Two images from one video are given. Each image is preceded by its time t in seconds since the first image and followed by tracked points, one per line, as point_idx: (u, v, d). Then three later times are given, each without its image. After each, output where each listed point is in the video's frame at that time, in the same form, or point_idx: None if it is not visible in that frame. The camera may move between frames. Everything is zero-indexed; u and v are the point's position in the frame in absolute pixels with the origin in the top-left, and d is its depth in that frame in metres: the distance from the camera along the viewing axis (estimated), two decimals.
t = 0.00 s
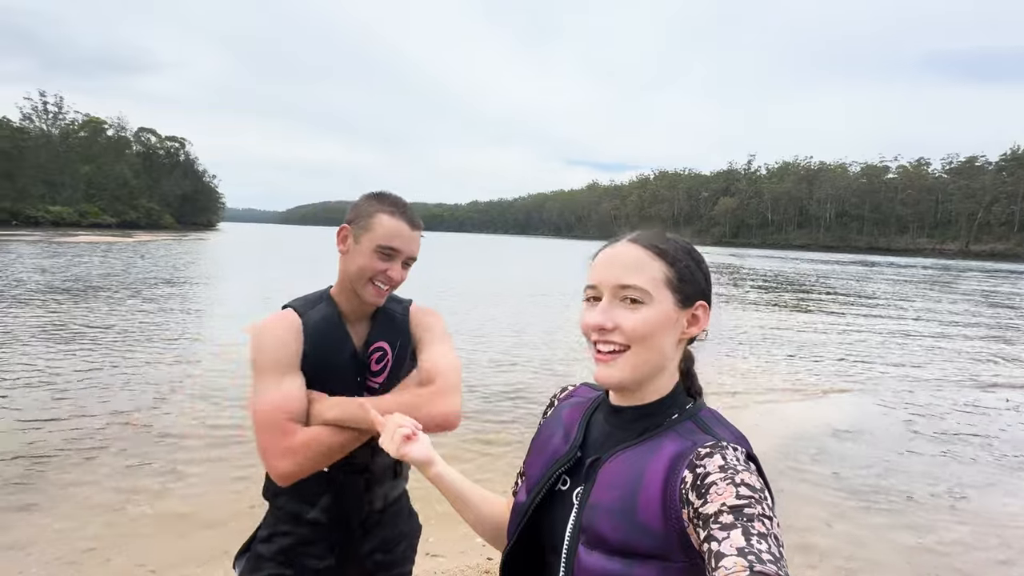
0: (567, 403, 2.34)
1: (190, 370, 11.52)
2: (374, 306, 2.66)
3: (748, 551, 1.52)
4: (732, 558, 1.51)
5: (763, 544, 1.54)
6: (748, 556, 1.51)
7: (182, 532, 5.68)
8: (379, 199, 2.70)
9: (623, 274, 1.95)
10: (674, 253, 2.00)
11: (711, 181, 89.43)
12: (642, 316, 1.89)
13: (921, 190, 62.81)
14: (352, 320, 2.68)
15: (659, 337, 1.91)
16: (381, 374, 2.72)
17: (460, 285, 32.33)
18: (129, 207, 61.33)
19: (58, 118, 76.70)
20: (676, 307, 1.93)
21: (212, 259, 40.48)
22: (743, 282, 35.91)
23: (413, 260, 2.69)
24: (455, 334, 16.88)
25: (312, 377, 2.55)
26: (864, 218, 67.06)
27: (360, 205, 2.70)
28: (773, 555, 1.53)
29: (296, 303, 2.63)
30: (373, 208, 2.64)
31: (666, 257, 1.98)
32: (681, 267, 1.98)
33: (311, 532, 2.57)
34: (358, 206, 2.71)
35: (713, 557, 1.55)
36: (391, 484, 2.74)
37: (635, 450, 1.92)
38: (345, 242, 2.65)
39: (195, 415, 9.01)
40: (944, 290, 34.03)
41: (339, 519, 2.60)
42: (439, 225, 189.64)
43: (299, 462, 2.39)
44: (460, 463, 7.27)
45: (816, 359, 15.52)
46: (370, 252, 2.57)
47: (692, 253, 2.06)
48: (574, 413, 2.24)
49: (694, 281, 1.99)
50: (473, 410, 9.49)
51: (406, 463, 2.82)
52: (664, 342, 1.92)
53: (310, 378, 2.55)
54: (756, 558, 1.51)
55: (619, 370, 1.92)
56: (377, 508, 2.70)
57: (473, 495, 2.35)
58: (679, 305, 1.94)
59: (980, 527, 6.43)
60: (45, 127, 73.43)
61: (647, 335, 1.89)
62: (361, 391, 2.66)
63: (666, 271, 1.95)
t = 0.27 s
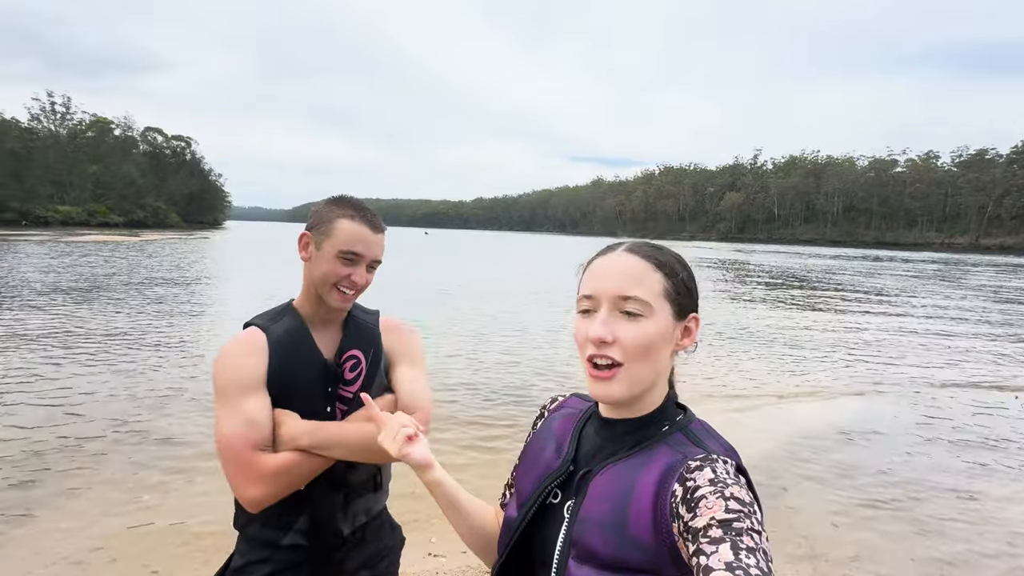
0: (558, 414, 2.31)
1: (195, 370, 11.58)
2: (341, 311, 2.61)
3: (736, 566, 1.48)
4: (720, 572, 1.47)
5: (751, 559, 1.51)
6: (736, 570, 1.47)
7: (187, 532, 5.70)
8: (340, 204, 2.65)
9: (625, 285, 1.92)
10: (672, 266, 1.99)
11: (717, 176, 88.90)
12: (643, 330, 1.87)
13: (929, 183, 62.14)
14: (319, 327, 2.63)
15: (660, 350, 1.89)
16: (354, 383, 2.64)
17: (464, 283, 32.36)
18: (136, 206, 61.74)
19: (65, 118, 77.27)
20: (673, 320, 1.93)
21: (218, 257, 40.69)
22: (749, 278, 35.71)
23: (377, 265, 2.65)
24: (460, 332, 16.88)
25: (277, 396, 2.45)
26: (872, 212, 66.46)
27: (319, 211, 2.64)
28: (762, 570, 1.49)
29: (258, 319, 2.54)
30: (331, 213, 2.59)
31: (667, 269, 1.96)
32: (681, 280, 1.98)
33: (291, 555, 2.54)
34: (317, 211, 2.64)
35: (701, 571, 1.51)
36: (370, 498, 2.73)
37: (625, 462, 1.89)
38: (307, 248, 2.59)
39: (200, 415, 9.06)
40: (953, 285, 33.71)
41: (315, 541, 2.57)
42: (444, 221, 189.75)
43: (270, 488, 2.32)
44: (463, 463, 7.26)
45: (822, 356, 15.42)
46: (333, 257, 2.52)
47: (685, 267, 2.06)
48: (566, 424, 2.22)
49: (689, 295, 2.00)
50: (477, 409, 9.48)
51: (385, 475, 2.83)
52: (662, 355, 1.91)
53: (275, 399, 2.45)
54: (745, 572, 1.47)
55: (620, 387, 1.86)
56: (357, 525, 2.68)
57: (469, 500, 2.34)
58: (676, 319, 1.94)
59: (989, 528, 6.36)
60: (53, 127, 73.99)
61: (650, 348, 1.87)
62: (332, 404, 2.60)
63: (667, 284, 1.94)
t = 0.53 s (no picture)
0: (547, 416, 2.31)
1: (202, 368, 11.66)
2: (294, 315, 2.61)
3: (720, 568, 1.47)
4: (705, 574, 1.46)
5: (736, 561, 1.50)
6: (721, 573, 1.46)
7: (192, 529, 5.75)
8: (283, 202, 2.63)
9: (594, 289, 1.94)
10: (649, 269, 1.98)
11: (723, 172, 88.35)
12: (606, 335, 1.89)
13: (939, 177, 61.48)
14: (271, 333, 2.61)
15: (629, 354, 1.90)
16: (302, 391, 2.61)
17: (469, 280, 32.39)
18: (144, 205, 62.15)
19: (73, 118, 77.87)
20: (645, 324, 1.92)
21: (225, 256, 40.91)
22: (755, 274, 35.57)
23: (328, 263, 2.62)
24: (464, 330, 16.94)
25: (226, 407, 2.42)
26: (880, 207, 65.87)
27: (263, 210, 2.62)
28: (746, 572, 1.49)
29: (207, 328, 2.52)
30: (276, 213, 2.57)
31: (642, 274, 1.95)
32: (657, 283, 1.96)
33: None
34: (262, 210, 2.62)
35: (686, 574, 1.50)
36: (335, 510, 2.74)
37: (612, 465, 1.88)
38: (251, 250, 2.57)
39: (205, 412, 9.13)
40: (963, 280, 33.40)
41: (271, 560, 2.55)
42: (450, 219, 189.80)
43: (214, 508, 2.27)
44: (464, 461, 7.28)
45: (827, 353, 15.32)
46: (279, 258, 2.50)
47: (670, 270, 2.05)
48: (555, 426, 2.22)
49: (669, 299, 1.99)
50: (480, 406, 9.52)
51: (349, 486, 2.82)
52: (633, 359, 1.91)
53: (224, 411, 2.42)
54: None
55: (586, 388, 1.91)
56: (320, 541, 2.67)
57: (465, 499, 2.34)
58: (650, 323, 1.93)
59: (997, 527, 6.30)
60: (61, 127, 74.59)
61: (617, 353, 1.89)
62: (284, 412, 2.57)
63: (637, 286, 1.93)
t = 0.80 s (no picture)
0: (548, 408, 2.35)
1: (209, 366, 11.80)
2: (280, 318, 2.63)
3: (721, 552, 1.49)
4: (705, 559, 1.48)
5: (735, 544, 1.52)
6: (722, 557, 1.48)
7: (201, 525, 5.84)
8: (266, 202, 2.63)
9: (585, 284, 1.98)
10: (641, 267, 2.00)
11: (729, 168, 87.89)
12: (591, 335, 1.91)
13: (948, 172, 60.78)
14: (257, 339, 2.66)
15: (615, 351, 1.92)
16: (300, 394, 2.67)
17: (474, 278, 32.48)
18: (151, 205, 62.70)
19: (81, 118, 78.60)
20: (633, 323, 1.93)
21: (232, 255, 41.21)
22: (762, 271, 35.38)
23: (312, 265, 2.64)
24: (469, 328, 17.00)
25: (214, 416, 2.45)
26: (888, 203, 65.28)
27: (245, 211, 2.62)
28: (746, 556, 1.51)
29: (191, 336, 2.54)
30: (257, 214, 2.57)
31: (633, 273, 1.98)
32: (647, 281, 1.98)
33: None
34: (242, 211, 2.62)
35: (687, 558, 1.52)
36: (340, 507, 2.80)
37: (611, 456, 1.91)
38: (233, 254, 2.59)
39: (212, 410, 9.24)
40: (972, 277, 33.09)
41: (277, 560, 2.58)
42: (454, 217, 189.98)
43: (214, 516, 2.30)
44: (469, 459, 7.34)
45: (833, 350, 15.27)
46: (263, 262, 2.51)
47: (666, 270, 2.06)
48: (555, 419, 2.25)
49: (662, 297, 1.99)
50: (485, 404, 9.57)
51: (351, 482, 2.88)
52: (620, 356, 1.93)
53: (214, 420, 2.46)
54: (728, 558, 1.48)
55: (572, 383, 1.96)
56: (327, 538, 2.72)
57: (474, 492, 2.38)
58: (640, 319, 1.95)
59: (1003, 524, 6.28)
60: (69, 127, 75.31)
61: (603, 352, 1.91)
62: (279, 416, 2.63)
63: (625, 286, 1.96)
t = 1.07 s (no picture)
0: (551, 411, 2.35)
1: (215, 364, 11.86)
2: (297, 318, 2.66)
3: (732, 563, 1.48)
4: (714, 569, 1.47)
5: (747, 555, 1.51)
6: (732, 568, 1.47)
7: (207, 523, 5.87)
8: (275, 203, 2.64)
9: (581, 288, 1.97)
10: (641, 268, 1.98)
11: (734, 166, 87.45)
12: (596, 339, 1.90)
13: (957, 169, 60.16)
14: (278, 338, 2.68)
15: (618, 354, 1.91)
16: (321, 390, 2.70)
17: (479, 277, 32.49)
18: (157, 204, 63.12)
19: (88, 118, 79.19)
20: (636, 324, 1.92)
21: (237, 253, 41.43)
22: (767, 269, 35.20)
23: (324, 264, 2.64)
24: (473, 326, 17.01)
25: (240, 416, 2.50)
26: (895, 200, 64.74)
27: (256, 212, 2.64)
28: (756, 565, 1.51)
29: (213, 337, 2.58)
30: (269, 215, 2.59)
31: (631, 273, 1.96)
32: (646, 280, 1.96)
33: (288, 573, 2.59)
34: (254, 213, 2.64)
35: (697, 568, 1.52)
36: (366, 502, 2.80)
37: (617, 461, 1.90)
38: (247, 256, 2.61)
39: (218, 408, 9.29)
40: (981, 275, 32.77)
41: (306, 556, 2.60)
42: (459, 215, 190.09)
43: (246, 515, 2.36)
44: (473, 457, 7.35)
45: (839, 349, 15.18)
46: (276, 264, 2.53)
47: (666, 266, 2.04)
48: (558, 422, 2.24)
49: (663, 296, 1.97)
50: (489, 403, 9.58)
51: (376, 477, 2.88)
52: (622, 358, 1.92)
53: (238, 420, 2.50)
54: (739, 569, 1.48)
55: (576, 387, 1.95)
56: (354, 533, 2.73)
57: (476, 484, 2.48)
58: (641, 320, 1.94)
59: (1012, 524, 6.23)
60: (76, 127, 75.88)
61: (606, 357, 1.90)
62: (301, 413, 2.66)
63: (625, 287, 1.94)
